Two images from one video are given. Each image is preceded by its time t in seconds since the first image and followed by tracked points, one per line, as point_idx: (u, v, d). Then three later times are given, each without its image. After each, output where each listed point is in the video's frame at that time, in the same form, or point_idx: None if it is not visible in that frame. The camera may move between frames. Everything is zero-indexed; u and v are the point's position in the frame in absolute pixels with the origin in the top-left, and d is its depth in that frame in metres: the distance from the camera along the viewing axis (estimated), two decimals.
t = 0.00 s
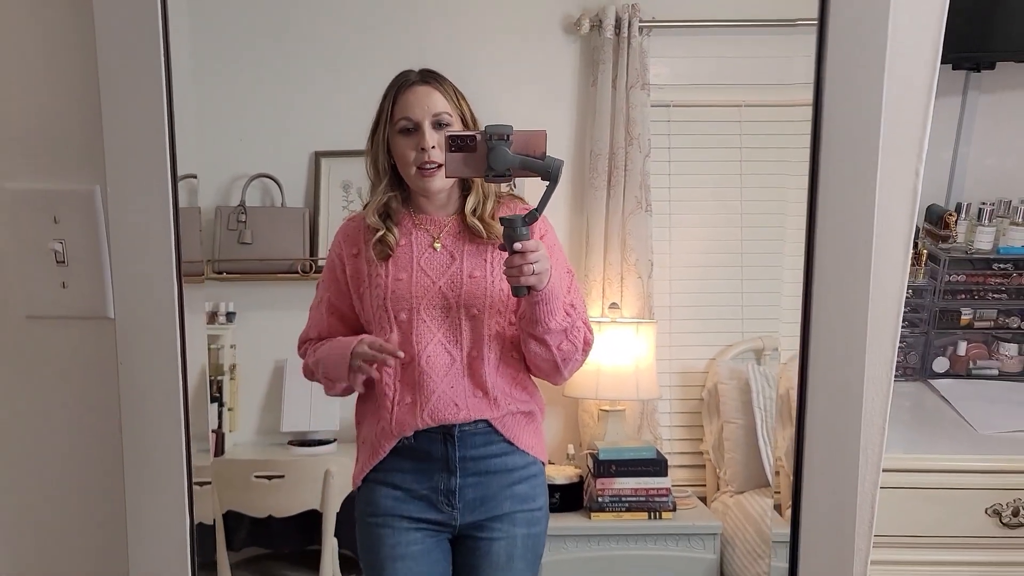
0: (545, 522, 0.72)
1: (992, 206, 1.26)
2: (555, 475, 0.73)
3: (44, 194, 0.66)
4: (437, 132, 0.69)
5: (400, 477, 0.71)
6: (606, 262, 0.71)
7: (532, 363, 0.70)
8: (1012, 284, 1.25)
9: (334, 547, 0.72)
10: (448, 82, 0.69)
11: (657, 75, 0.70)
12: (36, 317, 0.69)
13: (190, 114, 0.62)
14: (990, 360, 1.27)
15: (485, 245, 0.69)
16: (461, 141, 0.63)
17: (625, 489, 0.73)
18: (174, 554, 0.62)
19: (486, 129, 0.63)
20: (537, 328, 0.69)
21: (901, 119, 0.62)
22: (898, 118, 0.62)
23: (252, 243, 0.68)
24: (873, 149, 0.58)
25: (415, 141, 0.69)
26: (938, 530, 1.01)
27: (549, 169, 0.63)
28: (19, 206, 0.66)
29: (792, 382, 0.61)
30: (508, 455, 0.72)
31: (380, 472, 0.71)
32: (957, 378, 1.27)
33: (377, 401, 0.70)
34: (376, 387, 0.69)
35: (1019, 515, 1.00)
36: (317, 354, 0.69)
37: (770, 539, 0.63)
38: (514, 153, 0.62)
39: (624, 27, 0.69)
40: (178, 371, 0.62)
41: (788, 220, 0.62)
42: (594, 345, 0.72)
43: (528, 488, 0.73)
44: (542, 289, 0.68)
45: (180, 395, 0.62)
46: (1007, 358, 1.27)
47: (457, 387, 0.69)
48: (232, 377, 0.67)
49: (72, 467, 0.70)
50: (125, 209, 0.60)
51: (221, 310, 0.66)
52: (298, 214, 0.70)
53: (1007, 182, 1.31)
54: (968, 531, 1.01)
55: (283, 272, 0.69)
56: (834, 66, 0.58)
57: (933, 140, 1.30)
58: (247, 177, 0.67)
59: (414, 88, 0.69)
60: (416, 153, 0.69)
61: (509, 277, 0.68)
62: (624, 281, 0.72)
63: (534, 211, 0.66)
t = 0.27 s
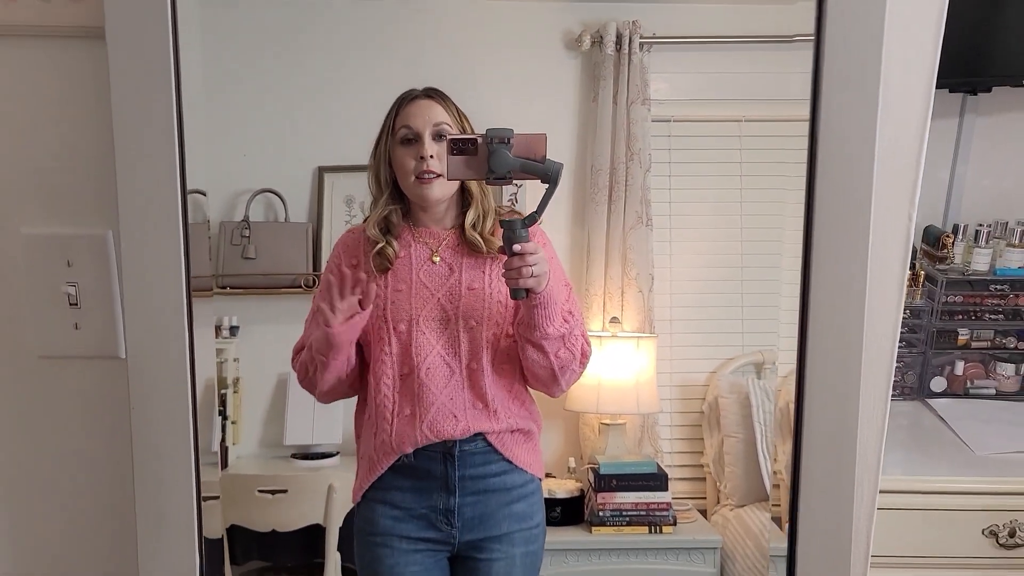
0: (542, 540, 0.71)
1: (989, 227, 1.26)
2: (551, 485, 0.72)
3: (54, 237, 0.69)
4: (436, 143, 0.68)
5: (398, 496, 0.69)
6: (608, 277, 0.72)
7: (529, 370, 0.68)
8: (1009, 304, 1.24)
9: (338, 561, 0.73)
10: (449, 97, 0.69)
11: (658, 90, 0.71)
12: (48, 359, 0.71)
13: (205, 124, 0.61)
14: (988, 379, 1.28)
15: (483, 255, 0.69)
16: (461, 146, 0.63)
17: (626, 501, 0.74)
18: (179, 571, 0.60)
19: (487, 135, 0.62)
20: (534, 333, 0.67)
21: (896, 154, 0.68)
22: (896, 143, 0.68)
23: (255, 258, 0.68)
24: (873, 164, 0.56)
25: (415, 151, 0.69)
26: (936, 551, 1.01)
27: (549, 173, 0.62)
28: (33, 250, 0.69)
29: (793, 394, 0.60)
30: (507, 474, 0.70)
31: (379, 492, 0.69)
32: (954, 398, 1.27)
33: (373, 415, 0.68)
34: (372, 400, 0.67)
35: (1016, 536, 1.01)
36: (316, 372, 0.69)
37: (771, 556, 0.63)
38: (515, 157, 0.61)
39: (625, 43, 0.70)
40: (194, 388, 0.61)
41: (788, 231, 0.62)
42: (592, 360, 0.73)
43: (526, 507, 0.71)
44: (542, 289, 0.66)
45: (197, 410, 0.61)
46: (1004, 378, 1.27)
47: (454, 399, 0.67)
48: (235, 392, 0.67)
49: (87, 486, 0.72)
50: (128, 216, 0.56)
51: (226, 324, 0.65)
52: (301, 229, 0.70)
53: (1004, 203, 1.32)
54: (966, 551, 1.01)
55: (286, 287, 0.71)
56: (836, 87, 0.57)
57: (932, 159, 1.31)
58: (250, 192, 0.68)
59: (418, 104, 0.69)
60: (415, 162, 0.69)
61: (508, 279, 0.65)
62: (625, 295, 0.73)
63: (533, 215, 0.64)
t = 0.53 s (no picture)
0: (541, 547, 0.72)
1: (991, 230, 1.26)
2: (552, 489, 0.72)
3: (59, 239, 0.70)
4: (437, 151, 0.69)
5: (394, 504, 0.70)
6: (609, 279, 0.72)
7: (526, 374, 0.70)
8: (1011, 307, 1.24)
9: (338, 563, 0.72)
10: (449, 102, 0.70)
11: (658, 92, 0.70)
12: (42, 361, 0.72)
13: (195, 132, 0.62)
14: (990, 382, 1.27)
15: (479, 261, 0.70)
16: (462, 146, 0.65)
17: (627, 504, 0.73)
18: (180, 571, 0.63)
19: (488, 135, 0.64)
20: (532, 336, 0.69)
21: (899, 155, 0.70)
22: (898, 148, 0.69)
23: (256, 260, 0.69)
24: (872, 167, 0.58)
25: (415, 158, 0.69)
26: (937, 555, 1.01)
27: (550, 175, 0.65)
28: (29, 253, 0.70)
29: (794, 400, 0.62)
30: (504, 481, 0.71)
31: (377, 497, 0.71)
32: (956, 401, 1.27)
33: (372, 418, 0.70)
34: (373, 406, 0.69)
35: (1019, 540, 1.00)
36: (312, 376, 0.70)
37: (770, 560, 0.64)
38: (517, 159, 0.64)
39: (626, 45, 0.70)
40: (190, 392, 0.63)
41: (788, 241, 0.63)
42: (591, 362, 0.73)
43: (523, 515, 0.72)
44: (540, 294, 0.68)
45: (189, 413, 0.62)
46: (1007, 381, 1.27)
47: (453, 403, 0.69)
48: (235, 394, 0.68)
49: (92, 485, 0.74)
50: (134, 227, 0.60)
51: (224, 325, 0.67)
52: (301, 231, 0.70)
53: (1006, 205, 1.31)
54: (968, 555, 1.01)
55: (286, 289, 0.70)
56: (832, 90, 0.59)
57: (934, 161, 1.31)
58: (250, 194, 0.68)
59: (417, 109, 0.69)
60: (416, 169, 0.69)
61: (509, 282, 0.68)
62: (625, 297, 0.73)
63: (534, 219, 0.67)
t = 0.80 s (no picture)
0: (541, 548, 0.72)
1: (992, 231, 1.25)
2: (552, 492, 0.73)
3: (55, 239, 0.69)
4: (439, 151, 0.69)
5: (395, 503, 0.71)
6: (608, 280, 0.72)
7: (525, 375, 0.70)
8: (1012, 309, 1.24)
9: (335, 567, 0.72)
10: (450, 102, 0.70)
11: (659, 93, 0.71)
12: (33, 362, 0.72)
13: (187, 133, 0.62)
14: (991, 384, 1.27)
15: (479, 262, 0.71)
16: (464, 149, 0.64)
17: (626, 507, 0.73)
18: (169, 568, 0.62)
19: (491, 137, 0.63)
20: (532, 337, 0.69)
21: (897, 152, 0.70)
22: (895, 146, 0.70)
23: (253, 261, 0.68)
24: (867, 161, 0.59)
25: (417, 159, 0.69)
26: (938, 558, 1.00)
27: (552, 179, 0.64)
28: (19, 251, 0.70)
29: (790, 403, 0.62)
30: (505, 481, 0.72)
31: (377, 496, 0.71)
32: (956, 403, 1.26)
33: (372, 419, 0.70)
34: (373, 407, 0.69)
35: (1019, 542, 0.99)
36: (313, 376, 0.70)
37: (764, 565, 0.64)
38: (520, 162, 0.63)
39: (625, 46, 0.70)
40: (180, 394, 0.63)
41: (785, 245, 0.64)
42: (591, 364, 0.73)
43: (525, 515, 0.72)
44: (540, 296, 0.68)
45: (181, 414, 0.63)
46: (1008, 383, 1.26)
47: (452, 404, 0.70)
48: (233, 396, 0.68)
49: (90, 485, 0.74)
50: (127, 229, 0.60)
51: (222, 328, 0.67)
52: (299, 232, 0.70)
53: (1006, 206, 1.31)
54: (968, 559, 1.00)
55: (284, 290, 0.70)
56: (827, 90, 0.59)
57: (933, 162, 1.30)
58: (250, 196, 0.67)
59: (418, 108, 0.69)
60: (417, 171, 0.69)
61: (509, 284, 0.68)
62: (625, 299, 0.73)
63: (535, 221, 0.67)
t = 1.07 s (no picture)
0: (546, 554, 0.72)
1: (991, 234, 1.25)
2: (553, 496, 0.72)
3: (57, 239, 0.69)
4: (443, 157, 0.69)
5: (400, 509, 0.70)
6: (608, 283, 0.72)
7: (531, 379, 0.70)
8: (1012, 313, 1.23)
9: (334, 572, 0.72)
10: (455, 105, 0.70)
11: (658, 96, 0.70)
12: (28, 367, 0.72)
13: (186, 136, 0.63)
14: (990, 389, 1.26)
15: (484, 266, 0.70)
16: (466, 151, 0.63)
17: (626, 510, 0.73)
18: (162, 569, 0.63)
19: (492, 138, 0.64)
20: (537, 341, 0.69)
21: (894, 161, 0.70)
22: (893, 149, 0.70)
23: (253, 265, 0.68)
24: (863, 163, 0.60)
25: (420, 164, 0.69)
26: (937, 563, 1.00)
27: (555, 180, 0.65)
28: (13, 256, 0.70)
29: (790, 405, 0.63)
30: (511, 487, 0.71)
31: (382, 502, 0.70)
32: (956, 407, 1.26)
33: (378, 424, 0.69)
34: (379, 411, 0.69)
35: (1019, 547, 0.99)
36: (315, 382, 0.70)
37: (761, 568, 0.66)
38: (520, 165, 0.63)
39: (626, 49, 0.69)
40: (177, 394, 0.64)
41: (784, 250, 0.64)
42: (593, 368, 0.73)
43: (530, 521, 0.72)
44: (545, 299, 0.68)
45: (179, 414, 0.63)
46: (1007, 387, 1.26)
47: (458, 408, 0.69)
48: (233, 399, 0.68)
49: (88, 488, 0.74)
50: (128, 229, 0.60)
51: (222, 331, 0.67)
52: (299, 236, 0.70)
53: (1006, 210, 1.31)
54: (968, 563, 1.00)
55: (284, 293, 0.70)
56: (826, 93, 0.60)
57: (933, 165, 1.30)
58: (249, 199, 0.67)
59: (424, 112, 0.69)
60: (421, 175, 0.69)
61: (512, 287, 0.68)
62: (625, 302, 0.73)
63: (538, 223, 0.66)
